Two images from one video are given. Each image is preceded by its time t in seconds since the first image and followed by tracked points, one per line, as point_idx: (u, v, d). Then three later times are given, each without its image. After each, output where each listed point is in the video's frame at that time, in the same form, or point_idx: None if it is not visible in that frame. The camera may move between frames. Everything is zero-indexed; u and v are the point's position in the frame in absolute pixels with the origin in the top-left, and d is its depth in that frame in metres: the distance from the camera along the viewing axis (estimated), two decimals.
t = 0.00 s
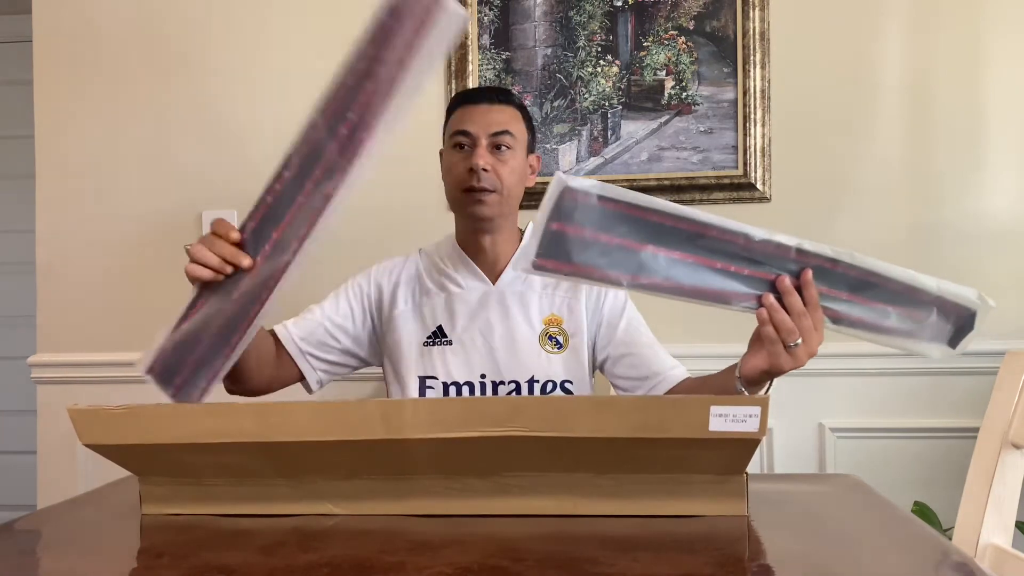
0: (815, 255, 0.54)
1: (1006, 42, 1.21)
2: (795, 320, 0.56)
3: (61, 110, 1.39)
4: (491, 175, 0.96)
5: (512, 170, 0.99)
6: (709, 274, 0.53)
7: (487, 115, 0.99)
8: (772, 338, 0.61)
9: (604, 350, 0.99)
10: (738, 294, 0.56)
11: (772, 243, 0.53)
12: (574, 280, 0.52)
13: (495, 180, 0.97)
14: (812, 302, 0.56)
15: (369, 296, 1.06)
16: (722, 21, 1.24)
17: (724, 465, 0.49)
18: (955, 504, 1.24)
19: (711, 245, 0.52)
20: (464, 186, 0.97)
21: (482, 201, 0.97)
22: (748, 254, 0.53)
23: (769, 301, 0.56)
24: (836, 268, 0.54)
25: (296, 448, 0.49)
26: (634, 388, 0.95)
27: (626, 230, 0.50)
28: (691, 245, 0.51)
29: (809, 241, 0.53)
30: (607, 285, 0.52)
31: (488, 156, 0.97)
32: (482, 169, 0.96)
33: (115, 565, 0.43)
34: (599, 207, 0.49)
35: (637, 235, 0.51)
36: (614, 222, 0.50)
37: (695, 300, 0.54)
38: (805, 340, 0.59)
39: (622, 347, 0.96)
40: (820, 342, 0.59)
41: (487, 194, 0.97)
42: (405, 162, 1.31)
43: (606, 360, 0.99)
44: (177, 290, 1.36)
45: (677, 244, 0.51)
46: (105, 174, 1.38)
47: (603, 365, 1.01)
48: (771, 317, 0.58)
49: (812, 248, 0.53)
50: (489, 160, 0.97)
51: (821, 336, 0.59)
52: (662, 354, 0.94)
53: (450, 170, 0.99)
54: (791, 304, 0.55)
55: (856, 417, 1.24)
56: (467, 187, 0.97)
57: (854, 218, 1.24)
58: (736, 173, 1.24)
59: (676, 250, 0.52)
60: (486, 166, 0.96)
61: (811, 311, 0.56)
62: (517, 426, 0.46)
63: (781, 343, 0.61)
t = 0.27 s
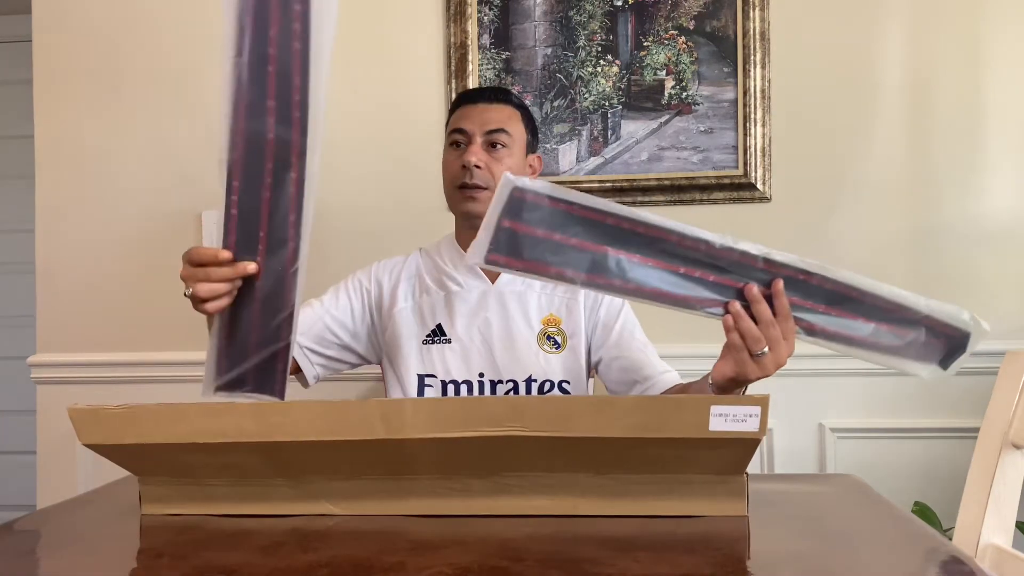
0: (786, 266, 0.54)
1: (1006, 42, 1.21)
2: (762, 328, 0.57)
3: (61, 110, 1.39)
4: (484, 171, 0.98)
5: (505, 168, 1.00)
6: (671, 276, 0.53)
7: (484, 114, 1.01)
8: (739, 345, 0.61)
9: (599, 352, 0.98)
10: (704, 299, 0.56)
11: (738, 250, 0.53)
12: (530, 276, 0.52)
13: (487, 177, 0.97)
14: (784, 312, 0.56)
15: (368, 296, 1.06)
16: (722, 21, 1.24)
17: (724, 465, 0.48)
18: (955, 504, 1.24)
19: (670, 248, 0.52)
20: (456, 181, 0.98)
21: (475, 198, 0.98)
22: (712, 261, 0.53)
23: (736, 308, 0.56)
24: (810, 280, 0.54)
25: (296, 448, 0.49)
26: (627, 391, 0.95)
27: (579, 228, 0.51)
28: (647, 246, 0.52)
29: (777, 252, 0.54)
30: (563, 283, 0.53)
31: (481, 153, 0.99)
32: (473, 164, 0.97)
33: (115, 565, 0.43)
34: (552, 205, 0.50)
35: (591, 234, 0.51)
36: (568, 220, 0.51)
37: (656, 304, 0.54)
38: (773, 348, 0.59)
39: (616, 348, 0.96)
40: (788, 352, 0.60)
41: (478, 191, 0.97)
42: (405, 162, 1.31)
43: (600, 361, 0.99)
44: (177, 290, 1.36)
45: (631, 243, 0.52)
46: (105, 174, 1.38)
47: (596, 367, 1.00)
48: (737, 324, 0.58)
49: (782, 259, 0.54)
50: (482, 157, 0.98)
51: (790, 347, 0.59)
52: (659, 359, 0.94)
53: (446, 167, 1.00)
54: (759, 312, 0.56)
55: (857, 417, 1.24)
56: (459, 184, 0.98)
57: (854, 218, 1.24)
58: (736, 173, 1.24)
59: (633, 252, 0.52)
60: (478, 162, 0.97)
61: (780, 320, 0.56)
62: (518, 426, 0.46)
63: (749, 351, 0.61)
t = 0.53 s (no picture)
0: (775, 270, 0.55)
1: (1006, 42, 1.21)
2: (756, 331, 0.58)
3: (61, 110, 1.39)
4: (483, 172, 0.98)
5: (504, 168, 1.00)
6: (657, 285, 0.54)
7: (483, 114, 1.01)
8: (733, 350, 0.62)
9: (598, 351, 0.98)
10: (695, 305, 0.57)
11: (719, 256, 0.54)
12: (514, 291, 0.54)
13: (486, 178, 0.98)
14: (778, 315, 0.56)
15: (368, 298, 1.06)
16: (722, 21, 1.24)
17: (724, 465, 0.48)
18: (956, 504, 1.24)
19: (652, 258, 0.53)
20: (455, 183, 0.99)
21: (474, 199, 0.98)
22: (695, 271, 0.54)
23: (728, 313, 0.57)
24: (806, 284, 0.55)
25: (295, 447, 0.49)
26: (627, 391, 0.95)
27: (558, 241, 0.53)
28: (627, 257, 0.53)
29: (765, 257, 0.54)
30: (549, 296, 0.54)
31: (481, 154, 0.99)
32: (472, 166, 0.97)
33: (115, 565, 0.43)
34: (529, 221, 0.52)
35: (569, 248, 0.53)
36: (546, 236, 0.52)
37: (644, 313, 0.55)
38: (767, 352, 0.60)
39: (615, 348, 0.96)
40: (784, 357, 0.60)
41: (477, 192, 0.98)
42: (405, 162, 1.31)
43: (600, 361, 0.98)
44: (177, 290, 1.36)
45: (611, 255, 0.53)
46: (105, 174, 1.38)
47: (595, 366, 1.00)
48: (730, 328, 0.59)
49: (772, 265, 0.55)
50: (481, 158, 0.98)
51: (785, 351, 0.60)
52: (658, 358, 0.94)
53: (446, 168, 1.00)
54: (752, 316, 0.57)
55: (857, 418, 1.24)
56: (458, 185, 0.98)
57: (854, 218, 1.24)
58: (736, 173, 1.24)
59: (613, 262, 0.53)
60: (478, 164, 0.97)
61: (774, 324, 0.57)
62: (517, 426, 0.46)
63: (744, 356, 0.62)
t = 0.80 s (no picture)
0: (743, 264, 0.53)
1: (1006, 42, 1.21)
2: (740, 325, 0.56)
3: (61, 110, 1.39)
4: (492, 178, 0.99)
5: (511, 171, 1.01)
6: (626, 298, 0.53)
7: (486, 118, 1.01)
8: (720, 346, 0.61)
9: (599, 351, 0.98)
10: (671, 310, 0.55)
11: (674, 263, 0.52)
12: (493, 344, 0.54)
13: (494, 185, 0.99)
14: (759, 307, 0.55)
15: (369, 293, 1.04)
16: (722, 21, 1.24)
17: (724, 465, 0.48)
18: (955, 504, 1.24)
19: (612, 273, 0.52)
20: (464, 189, 1.00)
21: (482, 205, 1.00)
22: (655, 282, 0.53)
23: (706, 311, 0.56)
24: (789, 272, 0.53)
25: (296, 447, 0.49)
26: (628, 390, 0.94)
27: (515, 276, 0.52)
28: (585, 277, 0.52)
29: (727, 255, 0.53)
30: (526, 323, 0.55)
31: (488, 159, 0.99)
32: (481, 173, 0.98)
33: (115, 565, 0.43)
34: (478, 262, 0.51)
35: (526, 278, 0.52)
36: (501, 273, 0.52)
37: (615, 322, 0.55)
38: (755, 344, 0.58)
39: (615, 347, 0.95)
40: (772, 344, 0.59)
41: (486, 198, 1.00)
42: (405, 162, 1.31)
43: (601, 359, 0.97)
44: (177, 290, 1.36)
45: (570, 278, 0.52)
46: (105, 174, 1.38)
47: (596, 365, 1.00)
48: (711, 325, 0.57)
49: (739, 261, 0.53)
50: (489, 164, 0.99)
51: (773, 339, 0.59)
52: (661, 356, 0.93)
53: (450, 173, 1.00)
54: (731, 311, 0.55)
55: (857, 418, 1.24)
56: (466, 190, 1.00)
57: (854, 218, 1.24)
58: (736, 173, 1.24)
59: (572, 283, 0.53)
60: (487, 170, 0.98)
61: (756, 316, 0.55)
62: (517, 425, 0.46)
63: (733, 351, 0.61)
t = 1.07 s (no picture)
0: (750, 246, 0.52)
1: (1005, 42, 1.21)
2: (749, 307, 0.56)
3: (61, 110, 1.39)
4: (493, 179, 0.99)
5: (511, 171, 1.02)
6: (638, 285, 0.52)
7: (484, 119, 1.01)
8: (730, 326, 0.61)
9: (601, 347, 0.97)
10: (680, 295, 0.54)
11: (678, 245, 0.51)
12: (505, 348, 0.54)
13: (495, 184, 1.00)
14: (767, 289, 0.54)
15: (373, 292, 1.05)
16: (722, 21, 1.24)
17: (724, 465, 0.48)
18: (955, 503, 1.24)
19: (622, 259, 0.51)
20: (466, 191, 1.00)
21: (484, 205, 1.00)
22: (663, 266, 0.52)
23: (712, 293, 0.55)
24: (788, 251, 0.52)
25: (296, 447, 0.49)
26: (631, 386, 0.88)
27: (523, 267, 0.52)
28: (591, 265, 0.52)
29: (733, 237, 0.52)
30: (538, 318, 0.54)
31: (488, 160, 0.99)
32: (483, 174, 0.98)
33: (115, 565, 0.43)
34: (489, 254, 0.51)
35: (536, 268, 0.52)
36: (511, 265, 0.51)
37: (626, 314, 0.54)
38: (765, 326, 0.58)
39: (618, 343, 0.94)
40: (783, 327, 0.59)
41: (488, 199, 1.00)
42: (405, 162, 1.31)
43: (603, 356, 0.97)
44: (177, 290, 1.36)
45: (578, 268, 0.51)
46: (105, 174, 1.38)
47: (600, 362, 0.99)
48: (721, 307, 0.57)
49: (745, 243, 0.52)
50: (489, 164, 0.99)
51: (783, 321, 0.58)
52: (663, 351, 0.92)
53: (452, 175, 1.01)
54: (739, 293, 0.54)
55: (857, 418, 1.24)
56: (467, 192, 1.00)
57: (854, 218, 1.24)
58: (736, 173, 1.24)
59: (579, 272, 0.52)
60: (488, 171, 0.99)
61: (764, 297, 0.55)
62: (517, 425, 0.46)
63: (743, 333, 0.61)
